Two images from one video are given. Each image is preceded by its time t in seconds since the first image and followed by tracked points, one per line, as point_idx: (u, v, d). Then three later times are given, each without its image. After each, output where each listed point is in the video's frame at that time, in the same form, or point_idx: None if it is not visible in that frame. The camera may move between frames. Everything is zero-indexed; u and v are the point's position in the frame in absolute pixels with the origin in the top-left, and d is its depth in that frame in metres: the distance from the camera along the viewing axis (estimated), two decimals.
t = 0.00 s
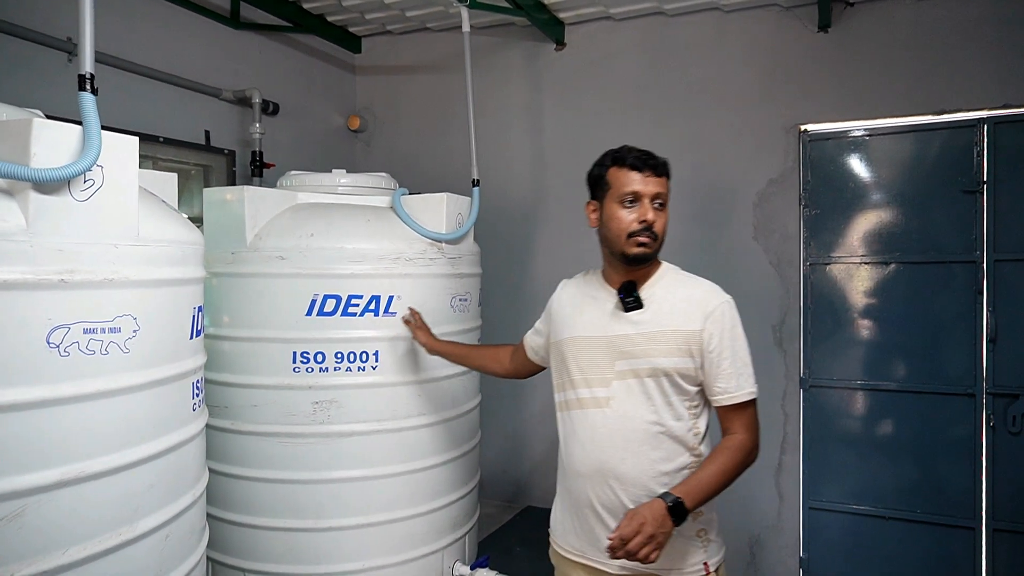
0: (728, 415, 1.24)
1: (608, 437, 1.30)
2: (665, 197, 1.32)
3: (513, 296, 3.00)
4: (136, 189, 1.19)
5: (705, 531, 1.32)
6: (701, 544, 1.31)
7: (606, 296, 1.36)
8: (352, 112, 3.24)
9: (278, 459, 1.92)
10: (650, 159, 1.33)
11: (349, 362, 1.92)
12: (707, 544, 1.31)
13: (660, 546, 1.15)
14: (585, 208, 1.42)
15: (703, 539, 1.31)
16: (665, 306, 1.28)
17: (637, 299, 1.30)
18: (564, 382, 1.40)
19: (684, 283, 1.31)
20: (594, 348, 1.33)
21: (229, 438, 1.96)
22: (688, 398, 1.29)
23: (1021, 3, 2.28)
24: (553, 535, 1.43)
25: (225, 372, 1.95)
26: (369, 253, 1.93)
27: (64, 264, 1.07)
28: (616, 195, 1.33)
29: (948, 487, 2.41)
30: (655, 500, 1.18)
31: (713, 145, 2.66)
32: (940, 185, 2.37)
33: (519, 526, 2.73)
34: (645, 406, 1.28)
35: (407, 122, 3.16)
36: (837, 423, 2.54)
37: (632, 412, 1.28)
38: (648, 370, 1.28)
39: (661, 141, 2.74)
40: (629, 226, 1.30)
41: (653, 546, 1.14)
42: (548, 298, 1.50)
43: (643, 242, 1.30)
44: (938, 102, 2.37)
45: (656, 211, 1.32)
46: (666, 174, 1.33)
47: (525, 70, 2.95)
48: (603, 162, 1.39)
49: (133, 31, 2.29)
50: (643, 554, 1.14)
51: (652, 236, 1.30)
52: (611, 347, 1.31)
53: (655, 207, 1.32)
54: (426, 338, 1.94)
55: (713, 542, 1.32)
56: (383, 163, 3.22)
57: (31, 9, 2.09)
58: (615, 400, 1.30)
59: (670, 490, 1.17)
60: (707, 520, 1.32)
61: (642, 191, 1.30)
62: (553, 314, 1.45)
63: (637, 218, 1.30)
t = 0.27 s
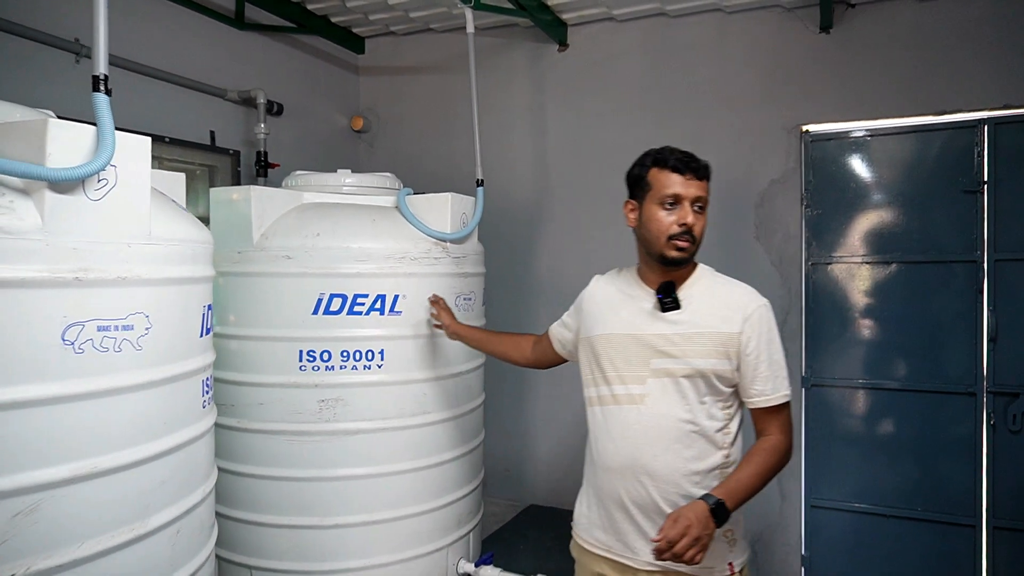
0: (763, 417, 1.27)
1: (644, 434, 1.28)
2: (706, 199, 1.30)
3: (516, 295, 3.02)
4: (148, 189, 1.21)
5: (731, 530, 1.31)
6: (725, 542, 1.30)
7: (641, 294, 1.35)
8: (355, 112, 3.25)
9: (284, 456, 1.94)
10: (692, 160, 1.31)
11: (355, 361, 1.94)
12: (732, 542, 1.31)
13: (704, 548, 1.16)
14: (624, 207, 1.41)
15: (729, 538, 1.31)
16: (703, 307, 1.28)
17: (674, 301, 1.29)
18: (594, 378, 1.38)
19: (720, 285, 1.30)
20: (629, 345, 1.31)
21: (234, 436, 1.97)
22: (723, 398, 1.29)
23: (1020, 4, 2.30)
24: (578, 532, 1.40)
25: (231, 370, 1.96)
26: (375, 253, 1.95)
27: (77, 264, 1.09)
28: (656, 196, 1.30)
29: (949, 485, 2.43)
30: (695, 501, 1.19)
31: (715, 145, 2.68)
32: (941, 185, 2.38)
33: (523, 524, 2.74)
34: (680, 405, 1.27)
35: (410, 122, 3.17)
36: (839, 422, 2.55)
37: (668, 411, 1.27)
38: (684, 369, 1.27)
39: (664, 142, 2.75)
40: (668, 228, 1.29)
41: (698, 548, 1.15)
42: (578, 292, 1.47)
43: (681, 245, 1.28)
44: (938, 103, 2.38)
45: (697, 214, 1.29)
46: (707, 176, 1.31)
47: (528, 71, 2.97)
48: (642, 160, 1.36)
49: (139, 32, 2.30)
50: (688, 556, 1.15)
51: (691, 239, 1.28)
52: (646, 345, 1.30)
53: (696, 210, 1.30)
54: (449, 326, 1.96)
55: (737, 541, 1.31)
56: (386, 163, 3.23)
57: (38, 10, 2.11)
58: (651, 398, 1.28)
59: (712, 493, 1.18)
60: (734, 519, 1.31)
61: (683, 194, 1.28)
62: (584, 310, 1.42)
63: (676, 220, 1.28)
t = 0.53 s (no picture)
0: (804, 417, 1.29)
1: (696, 436, 1.30)
2: (748, 210, 1.32)
3: (524, 296, 3.05)
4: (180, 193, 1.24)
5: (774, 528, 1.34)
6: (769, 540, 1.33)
7: (684, 301, 1.36)
8: (365, 115, 3.29)
9: (302, 454, 1.97)
10: (733, 171, 1.33)
11: (371, 360, 1.98)
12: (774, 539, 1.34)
13: (754, 545, 1.20)
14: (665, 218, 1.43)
15: (773, 537, 1.33)
16: (750, 312, 1.29)
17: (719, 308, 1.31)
18: (640, 381, 1.40)
19: (763, 289, 1.32)
20: (676, 350, 1.33)
21: (252, 434, 2.01)
22: (768, 401, 1.32)
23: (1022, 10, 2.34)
24: (623, 528, 1.42)
25: (249, 369, 2.00)
26: (390, 254, 1.99)
27: (114, 268, 1.12)
28: (699, 207, 1.33)
29: (953, 483, 2.46)
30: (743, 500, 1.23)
31: (722, 148, 2.71)
32: (945, 188, 2.42)
33: (532, 522, 2.77)
34: (729, 409, 1.29)
35: (420, 125, 3.20)
36: (843, 421, 2.59)
37: (717, 414, 1.29)
38: (733, 374, 1.29)
39: (672, 144, 2.78)
40: (712, 239, 1.31)
41: (748, 546, 1.20)
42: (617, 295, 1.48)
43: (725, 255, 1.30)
44: (942, 107, 2.42)
45: (739, 225, 1.32)
46: (748, 187, 1.33)
47: (537, 74, 3.00)
48: (683, 172, 1.38)
49: (156, 36, 2.34)
50: (739, 553, 1.20)
51: (735, 250, 1.30)
52: (694, 350, 1.32)
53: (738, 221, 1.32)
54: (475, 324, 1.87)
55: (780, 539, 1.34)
56: (395, 165, 3.26)
57: (58, 16, 2.15)
58: (700, 402, 1.30)
59: (759, 492, 1.23)
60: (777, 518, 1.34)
61: (725, 204, 1.30)
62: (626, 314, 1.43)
63: (720, 231, 1.31)
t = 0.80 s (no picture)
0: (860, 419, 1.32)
1: (749, 440, 1.32)
2: (802, 217, 1.33)
3: (539, 297, 3.07)
4: (220, 197, 1.26)
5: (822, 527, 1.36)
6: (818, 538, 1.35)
7: (735, 305, 1.38)
8: (379, 117, 3.30)
9: (326, 455, 1.99)
10: (787, 178, 1.33)
11: (395, 362, 1.99)
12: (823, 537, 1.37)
13: (824, 552, 1.24)
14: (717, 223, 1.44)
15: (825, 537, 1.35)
16: (803, 317, 1.31)
17: (772, 314, 1.32)
18: (689, 384, 1.42)
19: (814, 293, 1.34)
20: (729, 354, 1.35)
21: (275, 435, 2.02)
22: (819, 404, 1.34)
23: None
24: (671, 527, 1.44)
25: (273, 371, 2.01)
26: (413, 256, 2.00)
27: (158, 274, 1.14)
28: (752, 215, 1.34)
29: (968, 485, 2.48)
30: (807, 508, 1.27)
31: (737, 150, 2.73)
32: (960, 191, 2.43)
33: (548, 522, 2.79)
34: (783, 413, 1.31)
35: (435, 127, 3.22)
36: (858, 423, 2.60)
37: (771, 418, 1.31)
38: (786, 378, 1.31)
39: (688, 147, 2.80)
40: (766, 247, 1.32)
41: (818, 552, 1.23)
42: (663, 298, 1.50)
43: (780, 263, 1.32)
44: (957, 110, 2.44)
45: (794, 232, 1.33)
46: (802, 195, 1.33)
47: (552, 77, 3.02)
48: (736, 178, 1.39)
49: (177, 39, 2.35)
50: (810, 560, 1.22)
51: (789, 258, 1.31)
52: (747, 355, 1.33)
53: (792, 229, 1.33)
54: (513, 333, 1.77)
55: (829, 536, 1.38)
56: (409, 167, 3.28)
57: (84, 19, 2.16)
58: (753, 406, 1.32)
59: (822, 499, 1.26)
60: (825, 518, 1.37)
61: (780, 213, 1.31)
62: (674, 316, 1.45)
63: (774, 239, 1.32)
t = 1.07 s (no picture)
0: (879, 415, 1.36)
1: (774, 434, 1.35)
2: (827, 218, 1.35)
3: (546, 296, 3.09)
4: (244, 196, 1.29)
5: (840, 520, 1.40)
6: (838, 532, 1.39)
7: (760, 304, 1.40)
8: (385, 117, 3.32)
9: (340, 452, 2.01)
10: (812, 179, 1.36)
11: (408, 359, 2.02)
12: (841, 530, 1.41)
13: (845, 543, 1.27)
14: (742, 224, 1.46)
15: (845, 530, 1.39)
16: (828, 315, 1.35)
17: (798, 312, 1.35)
18: (713, 381, 1.44)
19: (837, 291, 1.37)
20: (755, 352, 1.38)
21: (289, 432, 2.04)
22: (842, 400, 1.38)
23: None
24: (693, 520, 1.47)
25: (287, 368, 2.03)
26: (425, 255, 2.03)
27: (187, 271, 1.17)
28: (778, 215, 1.36)
29: (971, 481, 2.51)
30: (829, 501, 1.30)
31: (743, 151, 2.76)
32: (963, 191, 2.46)
33: (555, 518, 2.81)
34: (809, 408, 1.35)
35: (441, 127, 3.24)
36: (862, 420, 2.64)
37: (797, 413, 1.34)
38: (812, 375, 1.34)
39: (694, 147, 2.83)
40: (792, 248, 1.34)
41: (840, 544, 1.26)
42: (686, 298, 1.52)
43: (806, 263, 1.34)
44: (960, 111, 2.48)
45: (819, 233, 1.35)
46: (828, 196, 1.36)
47: (558, 77, 3.04)
48: (761, 179, 1.41)
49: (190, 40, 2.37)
50: (833, 552, 1.25)
51: (815, 258, 1.34)
52: (773, 352, 1.36)
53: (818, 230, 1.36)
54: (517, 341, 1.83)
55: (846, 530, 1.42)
56: (415, 167, 3.30)
57: (98, 20, 2.18)
58: (779, 402, 1.35)
59: (844, 492, 1.29)
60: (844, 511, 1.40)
61: (807, 214, 1.33)
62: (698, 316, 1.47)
63: (801, 240, 1.34)
